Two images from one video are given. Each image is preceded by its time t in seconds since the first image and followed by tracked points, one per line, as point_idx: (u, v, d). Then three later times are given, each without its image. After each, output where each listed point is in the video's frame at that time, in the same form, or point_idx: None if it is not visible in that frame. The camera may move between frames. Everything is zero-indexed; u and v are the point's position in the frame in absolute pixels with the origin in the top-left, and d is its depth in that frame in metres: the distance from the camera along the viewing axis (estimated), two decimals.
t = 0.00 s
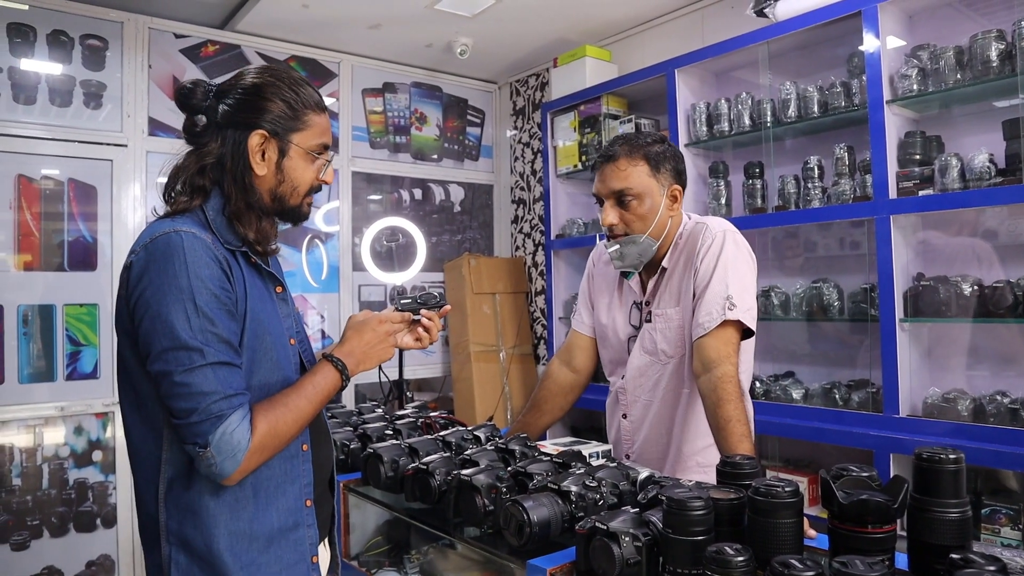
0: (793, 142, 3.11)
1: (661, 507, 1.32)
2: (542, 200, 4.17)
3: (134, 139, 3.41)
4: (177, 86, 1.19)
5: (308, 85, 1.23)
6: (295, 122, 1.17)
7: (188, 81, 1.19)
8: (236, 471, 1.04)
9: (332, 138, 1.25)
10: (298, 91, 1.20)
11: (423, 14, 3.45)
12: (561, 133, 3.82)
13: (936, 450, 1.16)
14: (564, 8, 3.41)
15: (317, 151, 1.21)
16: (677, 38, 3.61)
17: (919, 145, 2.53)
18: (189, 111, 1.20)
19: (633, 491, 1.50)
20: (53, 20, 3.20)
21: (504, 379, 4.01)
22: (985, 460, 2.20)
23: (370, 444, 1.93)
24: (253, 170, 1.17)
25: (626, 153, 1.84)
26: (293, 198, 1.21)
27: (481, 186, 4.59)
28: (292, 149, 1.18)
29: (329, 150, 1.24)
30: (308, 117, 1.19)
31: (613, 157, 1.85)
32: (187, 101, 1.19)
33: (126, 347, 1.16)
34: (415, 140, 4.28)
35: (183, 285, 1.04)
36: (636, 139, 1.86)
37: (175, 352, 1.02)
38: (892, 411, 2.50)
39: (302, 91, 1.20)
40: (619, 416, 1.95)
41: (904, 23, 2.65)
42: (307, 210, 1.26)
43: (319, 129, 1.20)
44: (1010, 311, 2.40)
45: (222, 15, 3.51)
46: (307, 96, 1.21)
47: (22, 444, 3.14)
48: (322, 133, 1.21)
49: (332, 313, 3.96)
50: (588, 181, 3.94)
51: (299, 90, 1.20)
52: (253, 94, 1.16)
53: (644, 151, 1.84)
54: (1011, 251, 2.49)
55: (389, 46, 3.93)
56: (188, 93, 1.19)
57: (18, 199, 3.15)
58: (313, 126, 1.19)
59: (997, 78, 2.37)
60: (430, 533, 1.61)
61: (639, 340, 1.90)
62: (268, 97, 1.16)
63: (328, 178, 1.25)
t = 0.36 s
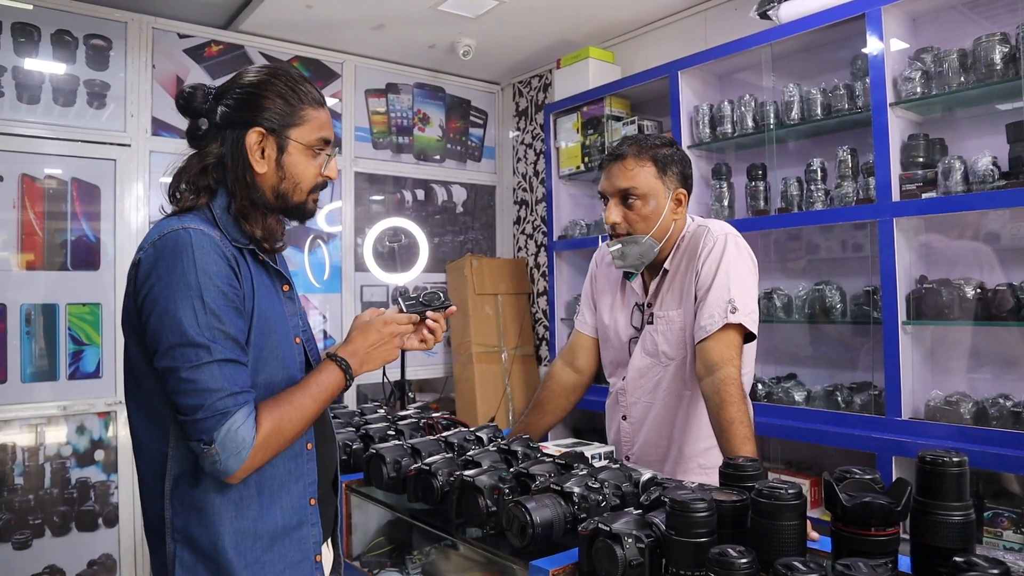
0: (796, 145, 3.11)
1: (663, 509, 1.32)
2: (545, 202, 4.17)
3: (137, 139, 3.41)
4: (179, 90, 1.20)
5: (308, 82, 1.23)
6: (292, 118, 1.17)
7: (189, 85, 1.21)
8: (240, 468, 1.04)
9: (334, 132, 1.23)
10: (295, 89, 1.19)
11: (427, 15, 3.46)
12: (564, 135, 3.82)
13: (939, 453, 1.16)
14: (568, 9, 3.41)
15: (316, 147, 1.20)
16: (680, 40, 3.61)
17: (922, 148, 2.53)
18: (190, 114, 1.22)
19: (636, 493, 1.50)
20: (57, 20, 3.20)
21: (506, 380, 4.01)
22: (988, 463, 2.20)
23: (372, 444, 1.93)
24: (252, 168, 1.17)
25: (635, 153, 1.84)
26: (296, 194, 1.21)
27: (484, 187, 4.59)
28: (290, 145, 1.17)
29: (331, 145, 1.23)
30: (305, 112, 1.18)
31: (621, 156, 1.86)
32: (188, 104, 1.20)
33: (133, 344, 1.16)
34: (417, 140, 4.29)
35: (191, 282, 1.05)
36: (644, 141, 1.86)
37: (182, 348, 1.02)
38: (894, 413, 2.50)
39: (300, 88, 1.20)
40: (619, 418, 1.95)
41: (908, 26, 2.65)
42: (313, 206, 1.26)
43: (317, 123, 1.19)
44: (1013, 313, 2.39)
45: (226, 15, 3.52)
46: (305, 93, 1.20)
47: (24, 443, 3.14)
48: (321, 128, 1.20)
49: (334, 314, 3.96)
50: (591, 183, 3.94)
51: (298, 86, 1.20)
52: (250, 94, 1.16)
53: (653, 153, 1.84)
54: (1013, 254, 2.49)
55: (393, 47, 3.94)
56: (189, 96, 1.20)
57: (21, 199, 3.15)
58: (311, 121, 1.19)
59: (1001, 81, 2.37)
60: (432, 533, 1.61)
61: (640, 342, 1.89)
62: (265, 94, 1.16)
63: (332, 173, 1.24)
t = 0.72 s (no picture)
0: (799, 147, 3.12)
1: (668, 511, 1.32)
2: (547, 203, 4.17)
3: (140, 140, 3.41)
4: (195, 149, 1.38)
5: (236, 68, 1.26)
6: (202, 104, 1.21)
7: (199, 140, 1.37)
8: (237, 470, 1.03)
9: (251, 88, 1.21)
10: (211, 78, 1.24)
11: (430, 17, 3.46)
12: (567, 136, 3.82)
13: (943, 456, 1.15)
14: (571, 11, 3.42)
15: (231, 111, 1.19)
16: (683, 42, 3.61)
17: (925, 150, 2.53)
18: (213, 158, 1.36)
19: (639, 495, 1.50)
20: (61, 22, 3.21)
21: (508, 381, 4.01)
22: (991, 466, 2.20)
23: (376, 445, 1.93)
24: (208, 170, 1.24)
25: (643, 150, 1.87)
26: (238, 165, 1.20)
27: (486, 189, 4.60)
28: (210, 126, 1.20)
29: (251, 101, 1.20)
30: (210, 88, 1.20)
31: (629, 152, 1.89)
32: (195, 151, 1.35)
33: (141, 344, 1.17)
34: (420, 142, 4.29)
35: (191, 281, 1.05)
36: (653, 140, 1.90)
37: (181, 347, 1.03)
38: (897, 416, 2.50)
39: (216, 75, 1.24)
40: (624, 420, 1.95)
41: (911, 29, 2.65)
42: (272, 165, 1.21)
43: (222, 91, 1.20)
44: (1016, 317, 2.39)
45: (229, 16, 3.52)
46: (220, 74, 1.23)
47: (27, 443, 3.15)
48: (226, 92, 1.20)
49: (337, 316, 3.97)
50: (593, 185, 3.94)
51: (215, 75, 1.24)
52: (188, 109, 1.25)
53: (661, 151, 1.88)
54: (1016, 257, 2.49)
55: (396, 49, 3.94)
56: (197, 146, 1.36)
57: (24, 199, 3.16)
58: (215, 94, 1.20)
59: (1005, 83, 2.37)
60: (435, 535, 1.60)
61: (647, 343, 1.90)
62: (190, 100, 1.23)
63: (265, 126, 1.20)
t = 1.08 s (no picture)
0: (803, 150, 3.12)
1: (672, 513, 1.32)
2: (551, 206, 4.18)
3: (145, 142, 3.42)
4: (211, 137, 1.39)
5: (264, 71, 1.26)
6: (220, 105, 1.22)
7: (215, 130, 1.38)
8: (172, 479, 1.03)
9: (270, 98, 1.21)
10: (237, 79, 1.25)
11: (434, 19, 3.47)
12: (570, 139, 3.83)
13: (949, 459, 1.15)
14: (575, 14, 3.42)
15: (246, 118, 1.20)
16: (686, 45, 3.62)
17: (930, 153, 2.53)
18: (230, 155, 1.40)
19: (645, 497, 1.49)
20: (67, 24, 3.22)
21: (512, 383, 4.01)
22: (995, 469, 2.19)
23: (380, 447, 1.94)
24: (216, 169, 1.27)
25: (651, 155, 1.87)
26: (241, 170, 1.21)
27: (490, 191, 4.60)
28: (221, 127, 1.21)
29: (266, 111, 1.21)
30: (229, 90, 1.21)
31: (637, 157, 1.88)
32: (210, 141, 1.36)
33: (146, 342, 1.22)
34: (424, 144, 4.30)
35: (159, 288, 1.06)
36: (661, 144, 1.89)
37: (141, 350, 1.05)
38: (901, 419, 2.49)
39: (242, 76, 1.25)
40: (628, 422, 1.95)
41: (915, 32, 2.65)
42: (276, 177, 1.21)
43: (242, 96, 1.21)
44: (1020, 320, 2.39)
45: (234, 18, 3.53)
46: (246, 77, 1.24)
47: (31, 444, 3.15)
48: (246, 99, 1.21)
49: (340, 318, 3.97)
50: (596, 187, 3.95)
51: (243, 76, 1.25)
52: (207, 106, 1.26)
53: (669, 155, 1.87)
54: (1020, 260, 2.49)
55: (400, 51, 3.95)
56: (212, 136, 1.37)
57: (30, 201, 3.17)
58: (235, 98, 1.21)
59: (1009, 86, 2.37)
60: (441, 537, 1.60)
61: (650, 346, 1.90)
62: (211, 98, 1.25)
63: (275, 138, 1.20)
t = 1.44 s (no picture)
0: (806, 153, 3.12)
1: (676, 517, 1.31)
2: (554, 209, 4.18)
3: (150, 145, 3.43)
4: (189, 117, 1.25)
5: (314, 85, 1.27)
6: (293, 112, 1.19)
7: (196, 111, 1.25)
8: (205, 475, 0.98)
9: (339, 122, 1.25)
10: (293, 86, 1.22)
11: (438, 23, 3.48)
12: (574, 142, 3.83)
13: (954, 463, 1.15)
14: (579, 18, 3.43)
15: (324, 137, 1.21)
16: (690, 49, 3.62)
17: (933, 157, 2.53)
18: (204, 138, 1.27)
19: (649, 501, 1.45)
20: (72, 27, 3.23)
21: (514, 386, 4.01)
22: (1000, 474, 2.18)
23: (384, 450, 1.94)
24: (264, 169, 1.19)
25: (649, 160, 1.88)
26: (309, 186, 1.21)
27: (493, 194, 4.61)
28: (297, 137, 1.19)
29: (340, 135, 1.25)
30: (304, 102, 1.21)
31: (635, 163, 1.90)
32: (198, 126, 1.24)
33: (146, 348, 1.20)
34: (427, 147, 4.31)
35: (173, 289, 1.04)
36: (658, 149, 1.91)
37: (159, 353, 1.03)
38: (905, 423, 2.49)
39: (298, 85, 1.24)
40: (633, 426, 1.96)
41: (918, 36, 2.65)
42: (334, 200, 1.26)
43: (319, 113, 1.21)
44: None
45: (238, 22, 3.54)
46: (305, 89, 1.24)
47: (34, 446, 3.15)
48: (322, 118, 1.22)
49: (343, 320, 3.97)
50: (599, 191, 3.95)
51: (298, 85, 1.23)
52: (252, 102, 1.19)
53: (666, 160, 1.89)
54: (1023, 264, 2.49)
55: (404, 55, 3.96)
56: (198, 121, 1.25)
57: (35, 203, 3.18)
58: (311, 113, 1.21)
59: (1013, 91, 2.37)
60: (443, 540, 1.59)
61: (654, 350, 1.90)
62: (265, 98, 1.19)
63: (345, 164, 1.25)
